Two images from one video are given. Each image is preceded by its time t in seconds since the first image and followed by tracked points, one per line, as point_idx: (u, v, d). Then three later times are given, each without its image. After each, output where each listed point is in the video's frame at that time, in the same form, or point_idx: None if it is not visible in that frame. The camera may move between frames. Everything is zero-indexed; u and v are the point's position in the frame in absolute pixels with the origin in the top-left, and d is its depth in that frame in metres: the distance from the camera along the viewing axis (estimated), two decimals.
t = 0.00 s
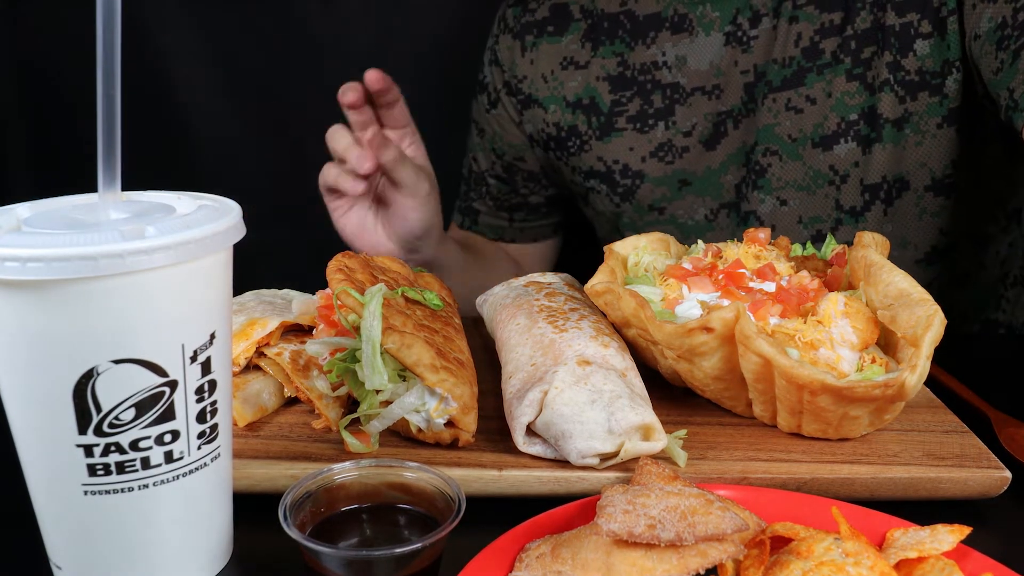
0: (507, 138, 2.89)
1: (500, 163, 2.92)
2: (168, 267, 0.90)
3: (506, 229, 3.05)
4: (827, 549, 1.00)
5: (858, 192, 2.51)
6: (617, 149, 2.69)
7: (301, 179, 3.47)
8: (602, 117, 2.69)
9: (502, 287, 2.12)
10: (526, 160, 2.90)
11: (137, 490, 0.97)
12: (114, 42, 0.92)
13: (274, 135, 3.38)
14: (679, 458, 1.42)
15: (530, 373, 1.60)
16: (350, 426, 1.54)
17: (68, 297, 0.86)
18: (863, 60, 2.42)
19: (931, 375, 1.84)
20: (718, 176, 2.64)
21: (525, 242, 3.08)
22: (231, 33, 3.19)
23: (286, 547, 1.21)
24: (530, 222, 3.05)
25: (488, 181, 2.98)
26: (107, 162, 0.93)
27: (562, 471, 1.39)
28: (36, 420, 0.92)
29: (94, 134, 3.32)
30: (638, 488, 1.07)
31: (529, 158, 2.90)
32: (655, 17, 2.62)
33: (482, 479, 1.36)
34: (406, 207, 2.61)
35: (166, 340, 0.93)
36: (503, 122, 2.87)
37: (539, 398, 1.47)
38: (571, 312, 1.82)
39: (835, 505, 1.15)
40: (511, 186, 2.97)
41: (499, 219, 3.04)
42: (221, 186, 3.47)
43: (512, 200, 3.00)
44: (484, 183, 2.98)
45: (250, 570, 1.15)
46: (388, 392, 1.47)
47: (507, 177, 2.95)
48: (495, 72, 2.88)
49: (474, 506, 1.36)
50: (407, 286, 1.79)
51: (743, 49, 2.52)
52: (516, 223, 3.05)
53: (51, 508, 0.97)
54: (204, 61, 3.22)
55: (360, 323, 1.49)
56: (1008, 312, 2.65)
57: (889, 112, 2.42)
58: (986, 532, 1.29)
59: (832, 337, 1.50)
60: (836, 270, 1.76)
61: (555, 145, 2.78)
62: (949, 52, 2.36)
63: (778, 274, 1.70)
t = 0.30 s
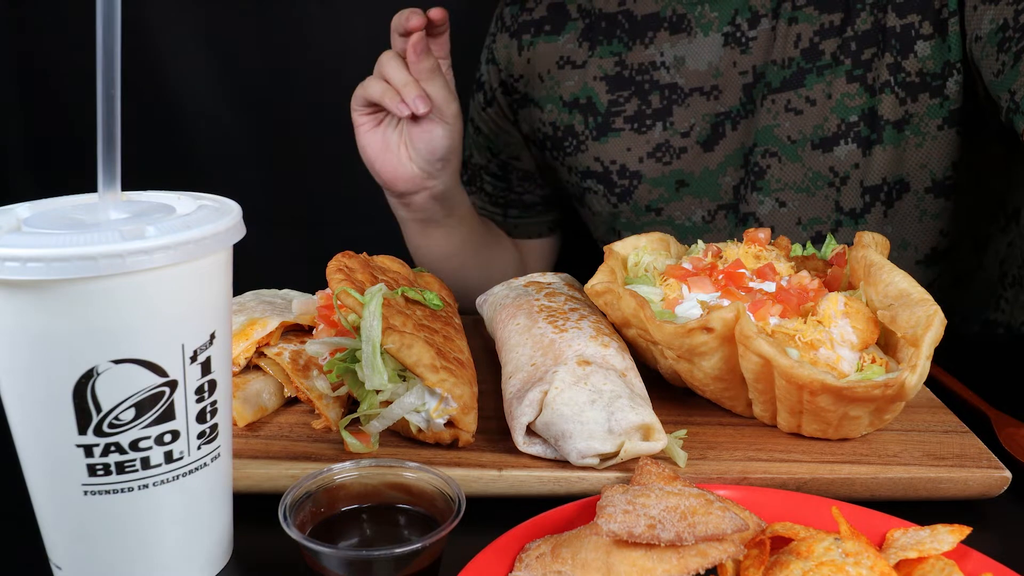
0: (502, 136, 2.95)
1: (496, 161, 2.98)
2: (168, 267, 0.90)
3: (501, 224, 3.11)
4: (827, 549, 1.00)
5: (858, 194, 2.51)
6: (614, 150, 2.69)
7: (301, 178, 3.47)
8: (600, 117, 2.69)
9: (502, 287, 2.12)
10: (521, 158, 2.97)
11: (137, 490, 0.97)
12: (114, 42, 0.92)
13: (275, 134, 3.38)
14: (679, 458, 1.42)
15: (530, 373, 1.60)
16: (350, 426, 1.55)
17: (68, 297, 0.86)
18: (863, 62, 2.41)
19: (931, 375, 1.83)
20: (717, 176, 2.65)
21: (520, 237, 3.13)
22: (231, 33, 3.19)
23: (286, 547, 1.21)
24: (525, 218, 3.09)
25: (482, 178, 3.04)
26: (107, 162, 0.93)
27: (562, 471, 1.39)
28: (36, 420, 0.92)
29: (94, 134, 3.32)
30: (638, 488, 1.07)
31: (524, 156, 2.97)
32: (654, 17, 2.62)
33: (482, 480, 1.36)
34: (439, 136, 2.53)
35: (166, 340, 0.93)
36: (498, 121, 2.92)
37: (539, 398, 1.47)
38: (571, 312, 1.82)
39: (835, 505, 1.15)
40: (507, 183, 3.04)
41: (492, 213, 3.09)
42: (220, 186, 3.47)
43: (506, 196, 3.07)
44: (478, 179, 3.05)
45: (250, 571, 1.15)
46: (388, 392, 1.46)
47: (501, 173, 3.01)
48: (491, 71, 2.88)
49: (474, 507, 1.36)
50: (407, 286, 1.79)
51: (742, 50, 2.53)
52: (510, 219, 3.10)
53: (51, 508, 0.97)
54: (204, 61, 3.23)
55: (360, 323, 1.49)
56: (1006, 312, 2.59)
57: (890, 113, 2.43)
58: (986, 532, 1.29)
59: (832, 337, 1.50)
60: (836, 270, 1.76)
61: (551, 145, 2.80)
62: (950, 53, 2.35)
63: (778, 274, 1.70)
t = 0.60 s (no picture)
0: (499, 146, 2.95)
1: (492, 171, 2.99)
2: (168, 267, 0.90)
3: (499, 234, 3.11)
4: (827, 549, 1.00)
5: (858, 198, 2.51)
6: (610, 157, 2.68)
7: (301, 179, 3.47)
8: (596, 124, 2.68)
9: (502, 287, 2.12)
10: (518, 167, 2.96)
11: (137, 490, 0.97)
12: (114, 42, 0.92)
13: (275, 135, 3.38)
14: (679, 458, 1.42)
15: (530, 373, 1.60)
16: (350, 426, 1.55)
17: (68, 297, 0.86)
18: (861, 65, 2.42)
19: (931, 375, 1.83)
20: (715, 182, 2.64)
21: (521, 246, 3.13)
22: (231, 34, 3.20)
23: (287, 547, 1.21)
24: (524, 228, 3.09)
25: (480, 188, 3.07)
26: (107, 162, 0.93)
27: (562, 471, 1.39)
28: (36, 420, 0.92)
29: (94, 134, 3.32)
30: (638, 488, 1.07)
31: (520, 165, 2.96)
32: (649, 23, 2.63)
33: (482, 479, 1.36)
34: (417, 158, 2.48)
35: (166, 340, 0.93)
36: (494, 130, 2.92)
37: (539, 398, 1.47)
38: (571, 312, 1.82)
39: (835, 505, 1.15)
40: (504, 193, 3.04)
41: (491, 224, 3.10)
42: (220, 186, 3.47)
43: (504, 206, 3.08)
44: (477, 190, 3.07)
45: (250, 570, 1.15)
46: (388, 392, 1.46)
47: (498, 183, 3.01)
48: (484, 80, 2.88)
49: (474, 506, 1.36)
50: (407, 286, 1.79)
51: (739, 54, 2.53)
52: (509, 229, 3.10)
53: (51, 508, 0.97)
54: (204, 62, 3.23)
55: (360, 323, 1.48)
56: (1006, 310, 2.60)
57: (889, 116, 2.43)
58: (986, 532, 1.29)
59: (832, 337, 1.50)
60: (836, 270, 1.76)
61: (547, 153, 2.79)
62: (948, 55, 2.35)
63: (778, 274, 1.70)
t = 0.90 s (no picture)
0: (508, 148, 2.88)
1: (506, 174, 2.92)
2: (168, 267, 0.90)
3: (525, 242, 3.05)
4: (827, 549, 1.00)
5: (854, 200, 2.52)
6: (609, 159, 2.69)
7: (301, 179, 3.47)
8: (593, 126, 2.68)
9: (502, 287, 2.12)
10: (532, 166, 2.90)
11: (137, 490, 0.97)
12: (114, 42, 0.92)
13: (274, 136, 3.38)
14: (679, 458, 1.42)
15: (530, 373, 1.60)
16: (350, 426, 1.55)
17: (68, 297, 0.86)
18: (857, 68, 2.42)
19: (931, 375, 1.83)
20: (714, 184, 2.64)
21: (547, 252, 3.07)
22: (230, 34, 3.20)
23: (287, 546, 1.21)
24: (549, 231, 3.04)
25: (498, 197, 2.99)
26: (106, 162, 0.93)
27: (561, 471, 1.39)
28: (36, 420, 0.92)
29: (94, 134, 3.32)
30: (638, 488, 1.07)
31: (535, 164, 2.90)
32: (646, 24, 2.61)
33: (482, 479, 1.36)
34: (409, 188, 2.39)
35: (166, 340, 0.93)
36: (501, 132, 2.87)
37: (539, 398, 1.47)
38: (571, 312, 1.82)
39: (835, 505, 1.15)
40: (522, 198, 2.96)
41: (517, 235, 3.05)
42: (219, 187, 3.47)
43: (526, 212, 2.99)
44: (493, 200, 3.00)
45: (250, 569, 1.15)
46: (388, 392, 1.46)
47: (516, 189, 2.94)
48: (484, 82, 2.87)
49: (474, 506, 1.36)
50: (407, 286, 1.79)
51: (736, 57, 2.51)
52: (534, 235, 3.04)
53: (51, 508, 0.97)
54: (204, 62, 3.23)
55: (360, 323, 1.48)
56: (1000, 309, 2.66)
57: (885, 119, 2.43)
58: (985, 532, 1.29)
59: (832, 337, 1.50)
60: (836, 270, 1.76)
61: (546, 154, 2.79)
62: (943, 58, 2.37)
63: (778, 274, 1.70)
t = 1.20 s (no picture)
0: (508, 148, 2.89)
1: (505, 175, 2.93)
2: (168, 267, 0.90)
3: (523, 244, 3.05)
4: (827, 549, 1.00)
5: (854, 202, 2.52)
6: (609, 161, 2.69)
7: (301, 180, 3.47)
8: (593, 128, 2.68)
9: (502, 287, 2.12)
10: (531, 167, 2.91)
11: (137, 490, 0.97)
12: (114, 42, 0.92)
13: (274, 135, 3.38)
14: (679, 458, 1.42)
15: (530, 373, 1.60)
16: (350, 426, 1.55)
17: (67, 297, 0.86)
18: (856, 70, 2.43)
19: (931, 375, 1.83)
20: (715, 186, 2.64)
21: (545, 254, 3.08)
22: (230, 34, 3.19)
23: (286, 546, 1.21)
24: (547, 232, 3.05)
25: (496, 198, 2.99)
26: (106, 162, 0.93)
27: (561, 471, 1.39)
28: (36, 420, 0.92)
29: (94, 134, 3.32)
30: (638, 488, 1.07)
31: (535, 165, 2.91)
32: (646, 26, 2.61)
33: (482, 479, 1.36)
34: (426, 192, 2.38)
35: (166, 341, 0.93)
36: (500, 132, 2.88)
37: (539, 398, 1.47)
38: (572, 312, 1.82)
39: (835, 505, 1.15)
40: (522, 199, 2.97)
41: (515, 236, 3.04)
42: (220, 187, 3.47)
43: (524, 214, 3.00)
44: (490, 201, 3.01)
45: (250, 569, 1.15)
46: (388, 392, 1.46)
47: (515, 190, 2.95)
48: (483, 82, 2.87)
49: (474, 506, 1.36)
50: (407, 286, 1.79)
51: (737, 58, 2.51)
52: (532, 237, 3.05)
53: (52, 508, 0.97)
54: (204, 62, 3.23)
55: (360, 323, 1.48)
56: (999, 309, 2.65)
57: (884, 121, 2.43)
58: (985, 532, 1.29)
59: (832, 337, 1.50)
60: (836, 270, 1.76)
61: (546, 154, 2.79)
62: (942, 59, 2.37)
63: (778, 274, 1.70)
